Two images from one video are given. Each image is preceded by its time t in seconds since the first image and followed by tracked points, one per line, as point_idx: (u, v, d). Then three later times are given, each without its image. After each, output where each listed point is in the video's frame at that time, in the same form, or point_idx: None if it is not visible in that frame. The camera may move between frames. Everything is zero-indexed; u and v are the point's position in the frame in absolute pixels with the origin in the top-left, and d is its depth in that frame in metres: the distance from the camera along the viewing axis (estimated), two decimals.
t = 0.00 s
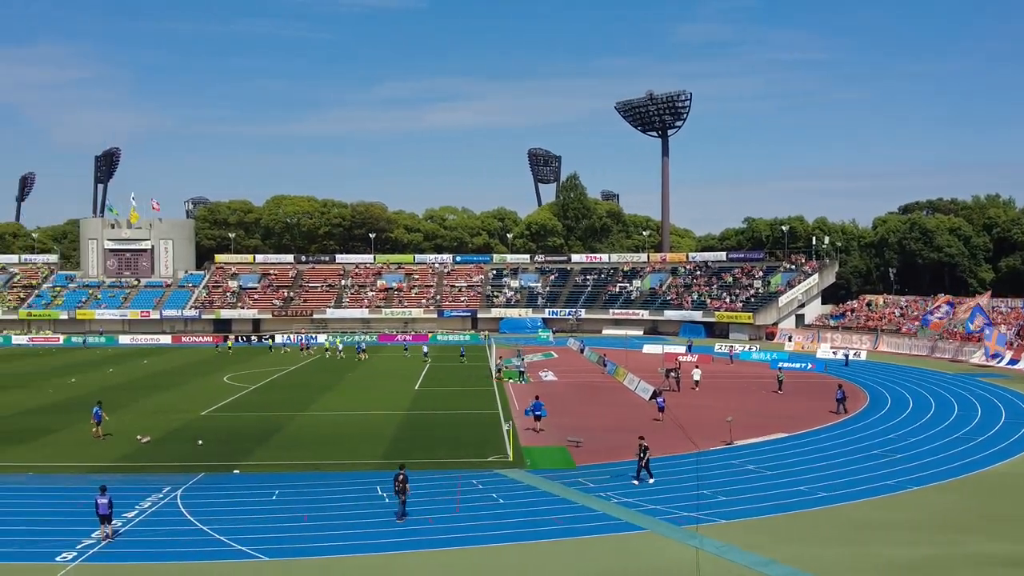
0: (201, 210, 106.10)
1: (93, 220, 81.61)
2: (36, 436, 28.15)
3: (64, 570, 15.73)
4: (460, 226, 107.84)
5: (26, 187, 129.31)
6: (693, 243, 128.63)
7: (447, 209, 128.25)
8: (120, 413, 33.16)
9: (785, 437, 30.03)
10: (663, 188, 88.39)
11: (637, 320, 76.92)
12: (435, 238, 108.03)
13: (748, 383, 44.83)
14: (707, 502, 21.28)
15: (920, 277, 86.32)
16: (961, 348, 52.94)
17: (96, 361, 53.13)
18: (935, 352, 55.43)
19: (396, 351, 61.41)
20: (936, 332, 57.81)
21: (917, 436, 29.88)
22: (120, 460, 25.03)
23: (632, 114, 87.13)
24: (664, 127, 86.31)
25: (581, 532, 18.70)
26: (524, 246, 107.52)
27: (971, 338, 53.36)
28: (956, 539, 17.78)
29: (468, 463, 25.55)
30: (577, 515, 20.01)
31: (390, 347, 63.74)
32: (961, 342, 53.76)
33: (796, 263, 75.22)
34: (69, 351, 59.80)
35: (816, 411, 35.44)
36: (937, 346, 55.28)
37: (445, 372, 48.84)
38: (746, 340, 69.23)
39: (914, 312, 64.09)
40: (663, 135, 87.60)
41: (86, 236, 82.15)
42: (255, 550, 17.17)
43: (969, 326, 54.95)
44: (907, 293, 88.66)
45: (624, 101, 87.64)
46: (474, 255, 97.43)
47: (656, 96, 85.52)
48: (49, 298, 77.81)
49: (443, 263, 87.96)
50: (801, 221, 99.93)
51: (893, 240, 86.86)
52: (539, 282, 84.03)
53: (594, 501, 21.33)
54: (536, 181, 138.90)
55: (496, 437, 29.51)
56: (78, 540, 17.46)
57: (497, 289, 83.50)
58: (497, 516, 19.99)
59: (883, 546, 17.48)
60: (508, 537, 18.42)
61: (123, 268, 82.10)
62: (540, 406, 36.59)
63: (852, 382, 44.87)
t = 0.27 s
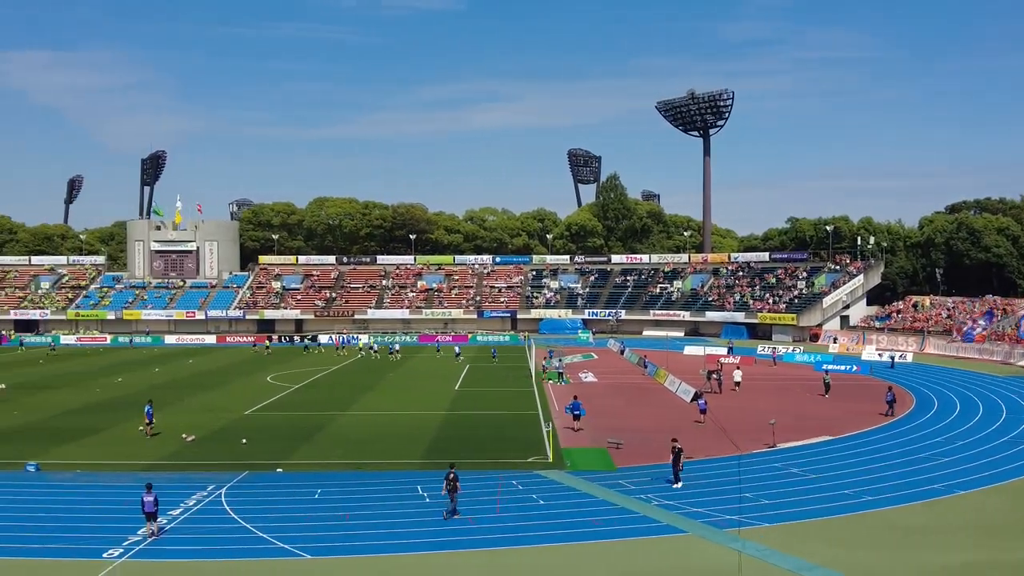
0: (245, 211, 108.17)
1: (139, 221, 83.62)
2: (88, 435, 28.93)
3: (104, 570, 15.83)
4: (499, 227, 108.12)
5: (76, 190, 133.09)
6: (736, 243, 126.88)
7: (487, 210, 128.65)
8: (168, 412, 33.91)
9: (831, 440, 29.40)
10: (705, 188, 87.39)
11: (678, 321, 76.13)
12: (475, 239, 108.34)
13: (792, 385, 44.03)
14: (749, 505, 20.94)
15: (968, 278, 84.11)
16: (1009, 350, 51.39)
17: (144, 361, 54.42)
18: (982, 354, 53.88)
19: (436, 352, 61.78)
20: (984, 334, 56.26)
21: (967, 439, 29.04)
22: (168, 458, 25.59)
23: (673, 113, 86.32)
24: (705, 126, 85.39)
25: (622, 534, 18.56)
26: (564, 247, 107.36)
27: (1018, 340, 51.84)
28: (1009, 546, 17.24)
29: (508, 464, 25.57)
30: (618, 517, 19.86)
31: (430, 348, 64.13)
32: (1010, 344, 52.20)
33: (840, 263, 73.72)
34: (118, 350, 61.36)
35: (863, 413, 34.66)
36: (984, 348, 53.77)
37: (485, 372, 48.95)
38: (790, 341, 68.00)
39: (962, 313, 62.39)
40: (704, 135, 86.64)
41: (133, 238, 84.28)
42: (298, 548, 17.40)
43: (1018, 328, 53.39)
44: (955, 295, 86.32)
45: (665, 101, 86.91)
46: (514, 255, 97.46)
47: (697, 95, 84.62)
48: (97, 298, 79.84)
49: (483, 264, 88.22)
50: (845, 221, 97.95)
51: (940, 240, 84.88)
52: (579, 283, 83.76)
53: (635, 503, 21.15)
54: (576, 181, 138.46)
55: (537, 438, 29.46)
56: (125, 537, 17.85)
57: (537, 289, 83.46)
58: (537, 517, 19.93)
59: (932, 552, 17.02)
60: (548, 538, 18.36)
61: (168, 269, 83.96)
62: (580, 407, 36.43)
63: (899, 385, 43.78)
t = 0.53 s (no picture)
0: (284, 214, 109.40)
1: (180, 224, 85.58)
2: (131, 434, 29.61)
3: (140, 571, 16.03)
4: (535, 229, 108.05)
5: (120, 193, 136.16)
6: (775, 244, 125.04)
7: (523, 212, 128.59)
8: (209, 412, 34.57)
9: (872, 443, 28.78)
10: (743, 189, 86.31)
11: (716, 323, 75.27)
12: (511, 241, 108.40)
13: (831, 388, 43.23)
14: (789, 509, 20.58)
15: (1013, 280, 81.88)
16: None
17: (185, 361, 55.50)
18: None
19: (472, 353, 61.98)
20: None
21: (1013, 444, 28.21)
22: (209, 457, 26.07)
23: (711, 114, 85.39)
24: (744, 126, 84.38)
25: (658, 538, 18.39)
26: (600, 248, 106.88)
27: None
28: None
29: (545, 466, 25.52)
30: (655, 521, 19.64)
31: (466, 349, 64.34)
32: None
33: (882, 265, 72.27)
34: (161, 351, 62.64)
35: (906, 417, 33.85)
36: None
37: (521, 374, 48.98)
38: (830, 344, 66.74)
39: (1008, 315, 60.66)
40: (743, 135, 85.61)
41: (174, 241, 86.12)
42: (337, 548, 17.54)
43: None
44: (1001, 297, 84.38)
45: (702, 101, 86.04)
46: (550, 257, 97.36)
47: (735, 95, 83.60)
48: (140, 300, 81.36)
49: (519, 266, 88.25)
50: (887, 222, 95.90)
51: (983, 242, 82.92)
52: (615, 284, 83.32)
53: (672, 506, 20.95)
54: (613, 183, 137.76)
55: (573, 440, 29.36)
56: (166, 536, 18.21)
57: (573, 291, 83.26)
58: (573, 519, 19.87)
59: (978, 560, 16.55)
60: (585, 541, 18.23)
61: (209, 271, 85.62)
62: (616, 409, 36.23)
63: (943, 388, 42.69)
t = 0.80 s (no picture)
0: (319, 217, 110.58)
1: (216, 227, 87.35)
2: (167, 434, 30.15)
3: (174, 570, 16.23)
4: (567, 230, 107.74)
5: (157, 197, 138.77)
6: (810, 245, 123.23)
7: (554, 214, 128.35)
8: (244, 413, 35.07)
9: (911, 448, 28.17)
10: (778, 190, 85.18)
11: (750, 325, 74.40)
12: (543, 243, 108.34)
13: (868, 391, 42.43)
14: (824, 514, 20.23)
15: None
16: None
17: (221, 362, 56.39)
18: None
19: (503, 355, 62.04)
20: None
21: None
22: (244, 457, 26.44)
23: (745, 114, 84.41)
24: (779, 127, 83.32)
25: (691, 542, 18.18)
26: (632, 250, 106.31)
27: None
28: None
29: (576, 469, 25.41)
30: (687, 524, 19.44)
31: (497, 351, 64.43)
32: None
33: (920, 267, 70.93)
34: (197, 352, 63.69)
35: (946, 421, 33.08)
36: None
37: (553, 376, 48.89)
38: (866, 347, 65.56)
39: None
40: (777, 136, 84.54)
41: (211, 243, 87.74)
42: (368, 548, 17.66)
43: None
44: None
45: (736, 101, 85.11)
46: (581, 259, 97.06)
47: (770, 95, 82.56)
48: (176, 302, 82.77)
49: (551, 268, 88.17)
50: (925, 223, 93.97)
51: None
52: (648, 286, 82.83)
53: (705, 510, 20.70)
54: (645, 184, 136.94)
55: (605, 443, 29.21)
56: (202, 535, 18.48)
57: (605, 293, 82.93)
58: (605, 522, 19.74)
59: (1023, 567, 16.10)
60: (616, 544, 18.11)
61: (244, 274, 87.01)
62: (649, 412, 35.98)
63: (983, 392, 41.67)
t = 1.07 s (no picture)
0: (349, 219, 111.48)
1: (248, 229, 88.63)
2: (200, 434, 30.60)
3: (206, 570, 16.42)
4: (596, 232, 107.12)
5: (190, 199, 140.92)
6: (842, 246, 121.40)
7: (583, 216, 127.99)
8: (275, 413, 35.48)
9: (947, 451, 27.59)
10: (810, 190, 84.05)
11: (781, 327, 73.46)
12: (572, 244, 108.06)
13: (903, 394, 41.65)
14: (857, 518, 19.89)
15: None
16: None
17: (252, 363, 57.09)
18: None
19: (532, 357, 61.99)
20: None
21: None
22: (274, 457, 26.72)
23: (776, 114, 83.43)
24: (810, 127, 82.26)
25: (725, 544, 18.02)
26: (662, 252, 105.52)
27: None
28: None
29: (606, 471, 25.30)
30: (717, 528, 19.24)
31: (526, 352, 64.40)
32: None
33: (954, 269, 69.65)
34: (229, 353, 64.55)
35: (983, 424, 32.35)
36: None
37: (582, 378, 48.75)
38: (899, 349, 64.39)
39: None
40: (809, 136, 83.47)
41: (243, 245, 89.02)
42: (397, 549, 17.75)
43: None
44: None
45: (767, 101, 84.16)
46: (610, 261, 96.72)
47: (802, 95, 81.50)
48: (209, 303, 83.92)
49: (580, 269, 87.94)
50: (960, 224, 92.11)
51: None
52: (678, 288, 82.23)
53: (736, 513, 20.47)
54: (675, 185, 136.01)
55: (634, 445, 29.04)
56: (234, 535, 18.70)
57: (635, 295, 82.44)
58: (636, 524, 19.62)
59: None
60: (644, 546, 17.99)
61: (276, 275, 88.13)
62: (679, 414, 35.69)
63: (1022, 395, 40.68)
